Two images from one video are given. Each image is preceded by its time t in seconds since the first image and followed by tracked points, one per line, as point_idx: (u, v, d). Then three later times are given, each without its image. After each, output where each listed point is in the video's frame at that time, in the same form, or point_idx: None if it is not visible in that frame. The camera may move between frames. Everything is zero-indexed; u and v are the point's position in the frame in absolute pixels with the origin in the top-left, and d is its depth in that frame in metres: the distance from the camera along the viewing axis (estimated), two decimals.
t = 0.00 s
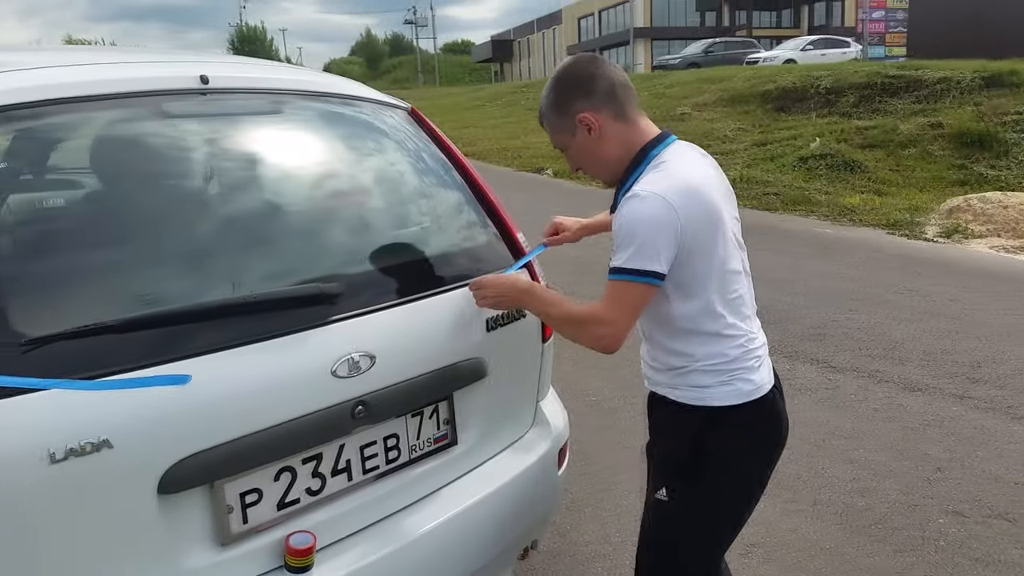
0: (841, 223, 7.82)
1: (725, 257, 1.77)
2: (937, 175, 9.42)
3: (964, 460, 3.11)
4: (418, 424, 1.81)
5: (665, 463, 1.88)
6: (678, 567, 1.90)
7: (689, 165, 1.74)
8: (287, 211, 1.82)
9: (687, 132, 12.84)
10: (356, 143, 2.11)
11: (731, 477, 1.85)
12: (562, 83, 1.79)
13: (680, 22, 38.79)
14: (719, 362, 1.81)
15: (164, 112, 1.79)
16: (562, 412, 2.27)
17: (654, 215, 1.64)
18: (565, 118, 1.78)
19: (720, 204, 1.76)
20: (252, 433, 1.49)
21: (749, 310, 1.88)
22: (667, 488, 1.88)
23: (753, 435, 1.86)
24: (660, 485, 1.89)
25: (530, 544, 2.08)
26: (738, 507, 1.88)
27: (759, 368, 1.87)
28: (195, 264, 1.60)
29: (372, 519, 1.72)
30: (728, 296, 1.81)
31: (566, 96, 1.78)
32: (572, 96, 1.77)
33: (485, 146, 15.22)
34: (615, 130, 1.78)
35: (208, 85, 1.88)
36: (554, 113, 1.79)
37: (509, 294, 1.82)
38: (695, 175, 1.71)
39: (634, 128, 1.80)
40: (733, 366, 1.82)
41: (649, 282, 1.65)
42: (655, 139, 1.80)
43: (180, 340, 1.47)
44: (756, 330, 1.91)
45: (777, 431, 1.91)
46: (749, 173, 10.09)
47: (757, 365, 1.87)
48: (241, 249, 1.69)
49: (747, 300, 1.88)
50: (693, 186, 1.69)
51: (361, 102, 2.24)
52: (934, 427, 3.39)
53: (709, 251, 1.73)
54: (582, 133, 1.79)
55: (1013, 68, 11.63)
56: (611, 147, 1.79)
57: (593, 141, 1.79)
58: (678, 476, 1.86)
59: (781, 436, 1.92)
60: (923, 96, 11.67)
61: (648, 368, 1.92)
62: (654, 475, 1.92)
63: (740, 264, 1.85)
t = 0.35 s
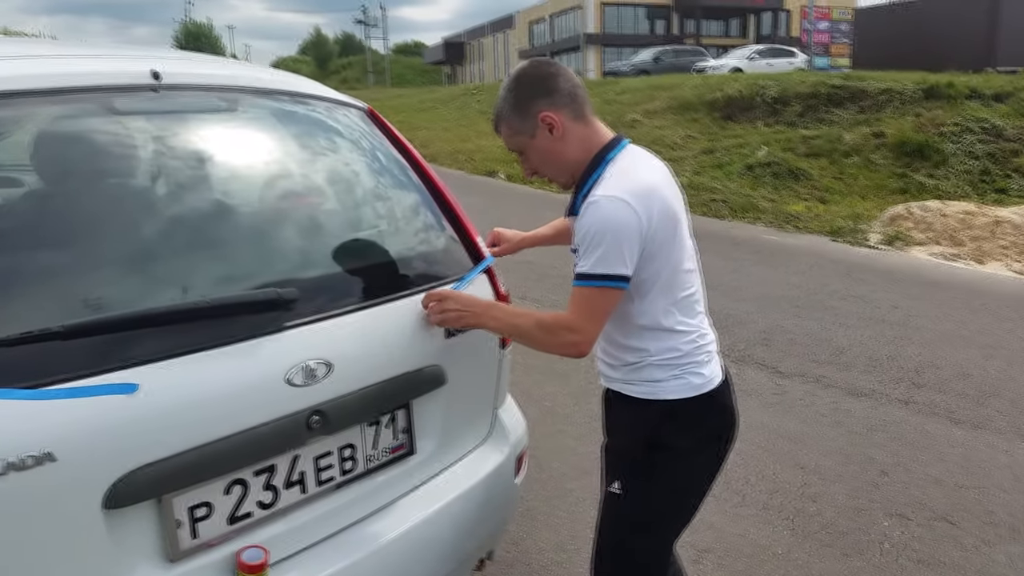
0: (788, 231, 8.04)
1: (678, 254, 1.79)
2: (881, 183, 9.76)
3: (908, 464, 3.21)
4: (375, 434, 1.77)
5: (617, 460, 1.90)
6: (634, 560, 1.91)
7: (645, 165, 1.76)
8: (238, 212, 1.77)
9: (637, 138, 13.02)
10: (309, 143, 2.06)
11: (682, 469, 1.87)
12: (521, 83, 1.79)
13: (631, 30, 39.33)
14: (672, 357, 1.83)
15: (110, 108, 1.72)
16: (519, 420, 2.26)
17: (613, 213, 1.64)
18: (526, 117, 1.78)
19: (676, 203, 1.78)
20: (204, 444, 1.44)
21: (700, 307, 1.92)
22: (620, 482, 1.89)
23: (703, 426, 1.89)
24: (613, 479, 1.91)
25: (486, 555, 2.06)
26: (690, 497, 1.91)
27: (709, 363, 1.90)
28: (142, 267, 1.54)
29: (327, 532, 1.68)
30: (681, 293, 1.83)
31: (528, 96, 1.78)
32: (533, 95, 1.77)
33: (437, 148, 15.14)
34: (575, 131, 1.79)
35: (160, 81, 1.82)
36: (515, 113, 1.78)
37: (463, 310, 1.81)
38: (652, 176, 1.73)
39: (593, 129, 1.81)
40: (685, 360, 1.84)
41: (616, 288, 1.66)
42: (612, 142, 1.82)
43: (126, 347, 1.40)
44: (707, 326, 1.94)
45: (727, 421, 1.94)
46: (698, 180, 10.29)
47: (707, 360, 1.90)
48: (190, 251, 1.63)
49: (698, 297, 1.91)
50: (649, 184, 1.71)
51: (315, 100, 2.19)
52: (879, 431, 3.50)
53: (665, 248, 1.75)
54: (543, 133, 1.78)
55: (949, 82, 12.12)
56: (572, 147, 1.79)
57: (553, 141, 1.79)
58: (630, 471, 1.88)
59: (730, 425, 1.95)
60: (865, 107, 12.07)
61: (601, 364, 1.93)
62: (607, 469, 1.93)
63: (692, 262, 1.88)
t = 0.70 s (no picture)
0: (787, 228, 8.04)
1: (676, 247, 1.81)
2: (880, 182, 9.76)
3: (905, 460, 3.22)
4: (375, 429, 1.78)
5: (613, 450, 1.88)
6: (628, 549, 1.90)
7: (643, 160, 1.77)
8: (239, 208, 1.77)
9: (637, 136, 13.02)
10: (311, 139, 2.06)
11: (679, 459, 1.87)
12: (530, 73, 1.83)
13: (632, 27, 39.28)
14: (668, 348, 1.85)
15: (111, 104, 1.72)
16: (519, 415, 2.26)
17: (615, 205, 1.65)
18: (535, 102, 1.80)
19: (674, 197, 1.79)
20: (204, 438, 1.44)
21: (694, 299, 1.93)
22: (618, 471, 1.87)
23: (698, 415, 1.90)
24: (610, 469, 1.89)
25: (484, 550, 2.07)
26: (684, 487, 1.91)
27: (703, 354, 1.92)
28: (142, 263, 1.54)
29: (326, 527, 1.68)
30: (678, 286, 1.84)
31: (536, 83, 1.81)
32: (542, 83, 1.81)
33: (437, 146, 15.14)
34: (581, 121, 1.82)
35: (163, 77, 1.82)
36: (524, 98, 1.80)
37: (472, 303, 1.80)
38: (652, 170, 1.75)
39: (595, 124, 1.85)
40: (681, 351, 1.86)
41: (622, 278, 1.67)
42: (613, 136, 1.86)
43: (126, 342, 1.41)
44: (700, 319, 1.96)
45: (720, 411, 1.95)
46: (698, 178, 10.29)
47: (702, 351, 1.92)
48: (191, 247, 1.64)
49: (693, 289, 1.93)
50: (649, 177, 1.72)
51: (316, 97, 2.19)
52: (876, 427, 3.51)
53: (663, 241, 1.76)
54: (550, 119, 1.80)
55: (950, 80, 12.11)
56: (578, 135, 1.81)
57: (559, 128, 1.81)
58: (628, 460, 1.86)
59: (723, 416, 1.96)
60: (866, 105, 12.07)
61: (597, 355, 1.93)
62: (604, 459, 1.91)
63: (688, 256, 1.90)
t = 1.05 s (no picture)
0: (793, 238, 8.03)
1: (674, 257, 1.83)
2: (885, 191, 9.74)
3: (910, 471, 3.21)
4: (379, 439, 1.79)
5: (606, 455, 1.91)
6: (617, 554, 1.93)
7: (646, 173, 1.81)
8: (245, 219, 1.78)
9: (642, 146, 13.04)
10: (316, 151, 2.08)
11: (670, 467, 1.88)
12: (535, 96, 1.85)
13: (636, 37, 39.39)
14: (666, 355, 1.85)
15: (119, 116, 1.74)
16: (523, 426, 2.27)
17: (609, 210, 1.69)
18: (537, 126, 1.83)
19: (674, 209, 1.82)
20: (210, 449, 1.45)
21: (695, 311, 1.94)
22: (609, 476, 1.90)
23: (693, 425, 1.90)
24: (602, 472, 1.92)
25: (488, 561, 2.06)
26: (677, 496, 1.92)
27: (702, 365, 1.92)
28: (149, 274, 1.56)
29: (331, 537, 1.69)
30: (677, 294, 1.86)
31: (540, 107, 1.83)
32: (545, 106, 1.83)
33: (442, 156, 15.19)
34: (582, 143, 1.83)
35: (170, 90, 1.84)
36: (528, 121, 1.84)
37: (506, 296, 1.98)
38: (651, 182, 1.79)
39: (599, 144, 1.86)
40: (679, 359, 1.86)
41: (615, 281, 1.71)
42: (618, 154, 1.86)
43: (133, 353, 1.42)
44: (701, 331, 1.96)
45: (718, 421, 1.95)
46: (702, 187, 10.29)
47: (701, 361, 1.91)
48: (197, 258, 1.65)
49: (694, 301, 1.94)
50: (648, 188, 1.76)
51: (322, 109, 2.21)
52: (882, 438, 3.50)
53: (660, 250, 1.78)
54: (551, 142, 1.83)
55: (955, 89, 12.10)
56: (578, 159, 1.83)
57: (561, 151, 1.83)
58: (618, 465, 1.89)
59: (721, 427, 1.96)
60: (871, 114, 12.07)
61: (597, 363, 1.95)
62: (597, 462, 1.94)
63: (689, 267, 1.91)
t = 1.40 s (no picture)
0: (795, 238, 8.03)
1: (675, 248, 1.88)
2: (888, 192, 9.73)
3: (912, 471, 3.21)
4: (382, 437, 1.80)
5: (603, 443, 1.92)
6: (612, 546, 1.92)
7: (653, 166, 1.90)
8: (249, 218, 1.80)
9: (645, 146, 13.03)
10: (320, 151, 2.09)
11: (664, 459, 1.89)
12: (554, 100, 1.93)
13: (640, 37, 39.37)
14: (664, 346, 1.87)
15: (123, 117, 1.75)
16: (524, 424, 2.28)
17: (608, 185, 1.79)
18: (552, 131, 1.91)
19: (679, 204, 1.90)
20: (212, 447, 1.46)
21: (699, 312, 1.97)
22: (605, 466, 1.92)
23: (690, 417, 1.89)
24: (599, 462, 1.94)
25: (490, 559, 2.07)
26: (673, 488, 1.92)
27: (703, 365, 1.92)
28: (153, 272, 1.57)
29: (333, 535, 1.69)
30: (678, 289, 1.90)
31: (558, 112, 1.91)
32: (562, 112, 1.90)
33: (444, 156, 15.20)
34: (597, 146, 1.91)
35: (174, 90, 1.85)
36: (544, 127, 1.92)
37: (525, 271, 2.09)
38: (656, 172, 1.88)
39: (613, 146, 1.93)
40: (678, 353, 1.88)
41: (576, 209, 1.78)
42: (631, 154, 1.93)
43: (137, 350, 1.43)
44: (704, 334, 1.98)
45: (716, 416, 1.94)
46: (705, 188, 10.29)
47: (702, 361, 1.92)
48: (201, 257, 1.66)
49: (697, 302, 1.97)
50: (650, 175, 1.85)
51: (325, 109, 2.22)
52: (883, 438, 3.50)
53: (658, 236, 1.85)
54: (567, 147, 1.91)
55: (959, 89, 12.08)
56: (592, 161, 1.91)
57: (576, 154, 1.91)
58: (615, 454, 1.90)
59: (717, 426, 1.95)
60: (874, 114, 12.06)
61: (599, 356, 1.98)
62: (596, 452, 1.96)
63: (692, 267, 1.96)
